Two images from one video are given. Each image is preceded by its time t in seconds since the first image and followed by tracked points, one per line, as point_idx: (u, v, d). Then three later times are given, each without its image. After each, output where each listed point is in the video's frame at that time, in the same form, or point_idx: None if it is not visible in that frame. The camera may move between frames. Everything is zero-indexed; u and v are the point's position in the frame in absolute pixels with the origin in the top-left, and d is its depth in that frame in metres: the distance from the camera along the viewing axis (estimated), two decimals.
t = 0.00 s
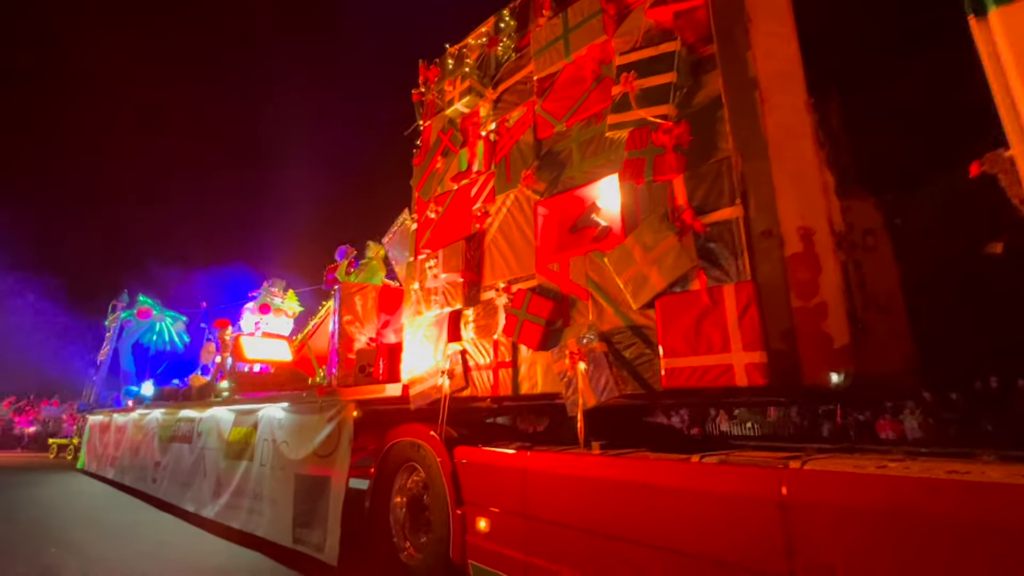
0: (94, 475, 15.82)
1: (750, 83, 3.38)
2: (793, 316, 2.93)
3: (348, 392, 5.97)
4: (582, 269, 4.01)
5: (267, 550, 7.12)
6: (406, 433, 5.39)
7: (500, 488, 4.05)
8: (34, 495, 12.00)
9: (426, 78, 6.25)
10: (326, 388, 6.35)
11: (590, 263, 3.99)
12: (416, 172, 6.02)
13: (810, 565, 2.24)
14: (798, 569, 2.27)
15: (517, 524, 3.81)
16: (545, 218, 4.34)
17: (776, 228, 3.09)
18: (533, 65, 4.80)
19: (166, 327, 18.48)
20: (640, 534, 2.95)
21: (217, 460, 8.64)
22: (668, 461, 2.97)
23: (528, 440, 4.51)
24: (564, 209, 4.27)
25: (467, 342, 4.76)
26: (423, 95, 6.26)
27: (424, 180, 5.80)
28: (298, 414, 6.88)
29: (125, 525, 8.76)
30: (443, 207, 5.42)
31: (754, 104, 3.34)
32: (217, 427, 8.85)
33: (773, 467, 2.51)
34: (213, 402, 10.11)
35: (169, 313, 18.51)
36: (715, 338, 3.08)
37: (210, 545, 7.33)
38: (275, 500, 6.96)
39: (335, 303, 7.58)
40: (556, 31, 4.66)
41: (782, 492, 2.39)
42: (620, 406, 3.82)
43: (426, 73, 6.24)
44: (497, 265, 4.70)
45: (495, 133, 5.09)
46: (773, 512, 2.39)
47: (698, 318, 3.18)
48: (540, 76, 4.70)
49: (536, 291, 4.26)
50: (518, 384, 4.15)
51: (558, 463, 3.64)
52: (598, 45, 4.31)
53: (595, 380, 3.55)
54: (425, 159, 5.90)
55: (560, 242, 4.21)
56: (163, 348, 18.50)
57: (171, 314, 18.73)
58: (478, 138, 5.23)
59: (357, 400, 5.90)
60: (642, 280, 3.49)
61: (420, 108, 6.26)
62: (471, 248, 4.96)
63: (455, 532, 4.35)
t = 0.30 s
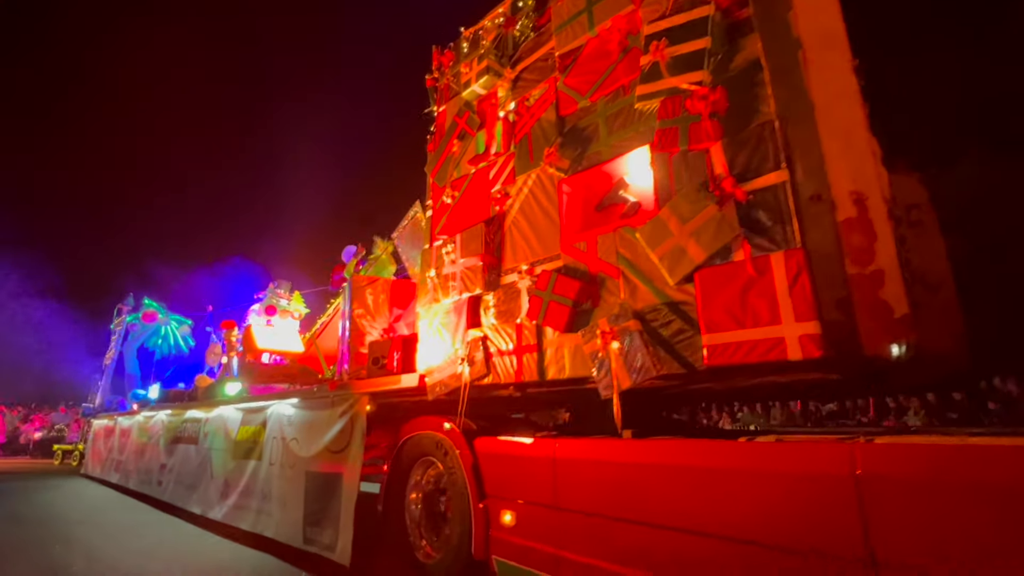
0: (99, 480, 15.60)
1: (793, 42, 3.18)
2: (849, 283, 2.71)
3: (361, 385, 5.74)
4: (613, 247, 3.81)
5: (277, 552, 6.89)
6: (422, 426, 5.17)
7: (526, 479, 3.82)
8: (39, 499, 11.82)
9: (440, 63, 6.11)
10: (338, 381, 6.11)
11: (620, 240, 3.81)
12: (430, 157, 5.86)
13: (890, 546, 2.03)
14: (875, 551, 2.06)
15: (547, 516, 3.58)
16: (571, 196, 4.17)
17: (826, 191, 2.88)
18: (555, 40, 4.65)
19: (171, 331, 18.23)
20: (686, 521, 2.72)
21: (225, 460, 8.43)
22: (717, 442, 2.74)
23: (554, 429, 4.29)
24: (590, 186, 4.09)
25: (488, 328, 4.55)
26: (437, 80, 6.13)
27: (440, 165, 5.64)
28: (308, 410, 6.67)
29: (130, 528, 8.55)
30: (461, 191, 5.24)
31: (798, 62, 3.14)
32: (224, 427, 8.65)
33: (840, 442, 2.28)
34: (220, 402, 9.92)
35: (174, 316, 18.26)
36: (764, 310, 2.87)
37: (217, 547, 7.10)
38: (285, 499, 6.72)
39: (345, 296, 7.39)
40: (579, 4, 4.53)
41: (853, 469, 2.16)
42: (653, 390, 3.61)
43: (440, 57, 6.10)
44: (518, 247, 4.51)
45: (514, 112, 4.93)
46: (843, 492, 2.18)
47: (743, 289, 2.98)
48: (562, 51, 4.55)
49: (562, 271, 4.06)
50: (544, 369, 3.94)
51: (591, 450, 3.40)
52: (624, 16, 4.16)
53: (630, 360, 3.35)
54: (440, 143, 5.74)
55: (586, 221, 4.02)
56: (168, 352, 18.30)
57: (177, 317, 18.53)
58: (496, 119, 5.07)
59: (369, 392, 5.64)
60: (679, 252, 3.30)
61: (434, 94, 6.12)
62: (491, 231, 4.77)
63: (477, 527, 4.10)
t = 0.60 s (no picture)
0: (104, 485, 15.39)
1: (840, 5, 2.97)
2: (915, 262, 2.48)
3: (371, 384, 5.50)
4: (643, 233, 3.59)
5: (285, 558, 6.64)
6: (437, 426, 4.94)
7: (552, 479, 3.59)
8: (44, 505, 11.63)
9: (452, 50, 5.92)
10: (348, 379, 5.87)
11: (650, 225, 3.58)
12: (443, 147, 5.66)
13: (990, 547, 1.82)
14: (970, 549, 1.85)
15: (578, 519, 3.36)
16: (595, 180, 3.95)
17: (884, 163, 2.66)
18: (575, 21, 4.48)
19: (176, 334, 17.97)
20: (739, 522, 2.50)
21: (231, 463, 8.21)
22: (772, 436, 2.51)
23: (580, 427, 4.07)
24: (615, 169, 3.88)
25: (507, 321, 4.32)
26: (449, 68, 5.95)
27: (453, 154, 5.45)
28: (318, 410, 6.45)
29: (135, 534, 8.32)
30: (475, 180, 5.04)
31: (848, 25, 2.90)
32: (231, 429, 8.43)
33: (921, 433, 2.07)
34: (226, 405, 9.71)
35: (180, 320, 18.03)
36: (818, 292, 2.64)
37: (224, 554, 6.87)
38: (292, 503, 6.47)
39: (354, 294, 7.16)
40: None
41: (938, 462, 1.95)
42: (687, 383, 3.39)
43: (452, 45, 5.91)
44: (539, 236, 4.29)
45: (532, 96, 4.74)
46: (928, 487, 1.96)
47: (794, 270, 2.74)
48: (583, 31, 4.36)
49: (587, 259, 3.84)
50: (569, 362, 3.71)
51: (627, 447, 3.19)
52: None
53: (665, 350, 3.10)
54: (453, 133, 5.55)
55: (612, 206, 3.80)
56: (173, 356, 18.09)
57: (182, 321, 18.26)
58: (513, 104, 4.89)
59: (380, 391, 5.38)
60: (719, 235, 3.08)
61: (447, 83, 5.94)
62: (509, 220, 4.55)
63: (499, 531, 3.86)
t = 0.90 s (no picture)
0: (106, 490, 15.15)
1: None
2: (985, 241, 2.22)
3: (381, 382, 5.28)
4: (673, 218, 3.37)
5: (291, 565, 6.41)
6: (451, 426, 4.71)
7: (576, 481, 3.34)
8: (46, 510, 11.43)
9: (462, 37, 5.72)
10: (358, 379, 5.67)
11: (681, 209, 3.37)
12: (453, 138, 5.46)
13: None
14: None
15: (607, 523, 3.13)
16: (620, 164, 3.75)
17: (946, 134, 2.39)
18: None
19: (179, 337, 17.72)
20: (803, 527, 2.37)
21: (236, 467, 8.00)
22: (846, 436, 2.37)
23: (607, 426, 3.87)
24: (642, 153, 3.67)
25: (525, 314, 4.11)
26: (459, 56, 5.74)
27: (464, 144, 5.24)
28: (325, 411, 6.23)
29: (138, 540, 8.10)
30: (489, 169, 4.83)
31: None
32: (236, 432, 8.22)
33: (1010, 429, 1.97)
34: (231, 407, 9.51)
35: (182, 323, 17.77)
36: (876, 275, 2.43)
37: (228, 561, 6.63)
38: (298, 508, 6.23)
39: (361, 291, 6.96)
40: None
41: None
42: (723, 378, 3.15)
43: (462, 31, 5.71)
44: (559, 224, 4.07)
45: (549, 81, 4.53)
46: None
47: (847, 252, 2.52)
48: (603, 10, 4.16)
49: (612, 247, 3.62)
50: (595, 356, 3.50)
51: (665, 447, 2.98)
52: None
53: (703, 341, 2.88)
54: (464, 121, 5.35)
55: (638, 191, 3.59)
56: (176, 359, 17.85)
57: (185, 324, 18.02)
58: (529, 89, 4.68)
59: (391, 390, 5.17)
60: (761, 217, 2.86)
61: (457, 70, 5.73)
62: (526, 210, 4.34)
63: (522, 537, 3.64)
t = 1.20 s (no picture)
0: (111, 490, 15.04)
1: None
2: None
3: (392, 378, 5.08)
4: (706, 201, 3.18)
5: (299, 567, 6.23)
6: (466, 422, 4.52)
7: (606, 480, 3.14)
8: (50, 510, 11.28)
9: (473, 21, 5.53)
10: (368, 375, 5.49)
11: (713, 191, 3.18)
12: (464, 125, 5.27)
13: None
14: None
15: (638, 524, 2.94)
16: (646, 146, 3.56)
17: (1014, 102, 2.25)
18: None
19: (183, 336, 17.56)
20: (868, 528, 2.20)
21: (242, 466, 7.83)
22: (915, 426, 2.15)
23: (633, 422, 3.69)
24: (668, 132, 3.46)
25: (545, 306, 3.93)
26: (470, 41, 5.55)
27: (476, 131, 5.05)
28: (334, 408, 6.06)
29: (142, 540, 7.93)
30: (504, 156, 4.64)
31: None
32: (241, 431, 8.05)
33: None
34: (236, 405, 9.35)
35: (186, 322, 17.63)
36: (941, 255, 2.21)
37: (235, 562, 6.46)
38: (306, 508, 6.05)
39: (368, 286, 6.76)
40: None
41: None
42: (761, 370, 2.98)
43: (473, 15, 5.52)
44: (580, 211, 3.87)
45: (567, 62, 4.35)
46: None
47: (905, 230, 2.32)
48: None
49: (639, 233, 3.43)
50: (622, 347, 3.31)
51: (703, 443, 2.79)
52: None
53: (744, 330, 2.71)
54: (476, 108, 5.16)
55: (666, 174, 3.40)
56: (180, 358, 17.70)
57: (188, 323, 17.86)
58: (546, 71, 4.50)
59: (403, 386, 4.98)
60: (805, 195, 2.66)
61: (467, 56, 5.54)
62: (545, 197, 4.15)
63: (545, 538, 3.46)
